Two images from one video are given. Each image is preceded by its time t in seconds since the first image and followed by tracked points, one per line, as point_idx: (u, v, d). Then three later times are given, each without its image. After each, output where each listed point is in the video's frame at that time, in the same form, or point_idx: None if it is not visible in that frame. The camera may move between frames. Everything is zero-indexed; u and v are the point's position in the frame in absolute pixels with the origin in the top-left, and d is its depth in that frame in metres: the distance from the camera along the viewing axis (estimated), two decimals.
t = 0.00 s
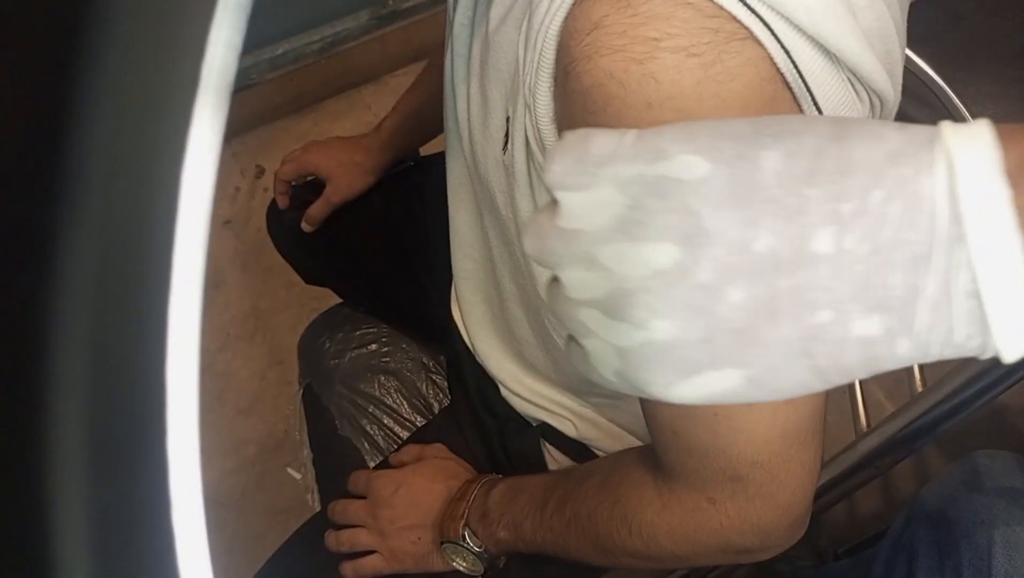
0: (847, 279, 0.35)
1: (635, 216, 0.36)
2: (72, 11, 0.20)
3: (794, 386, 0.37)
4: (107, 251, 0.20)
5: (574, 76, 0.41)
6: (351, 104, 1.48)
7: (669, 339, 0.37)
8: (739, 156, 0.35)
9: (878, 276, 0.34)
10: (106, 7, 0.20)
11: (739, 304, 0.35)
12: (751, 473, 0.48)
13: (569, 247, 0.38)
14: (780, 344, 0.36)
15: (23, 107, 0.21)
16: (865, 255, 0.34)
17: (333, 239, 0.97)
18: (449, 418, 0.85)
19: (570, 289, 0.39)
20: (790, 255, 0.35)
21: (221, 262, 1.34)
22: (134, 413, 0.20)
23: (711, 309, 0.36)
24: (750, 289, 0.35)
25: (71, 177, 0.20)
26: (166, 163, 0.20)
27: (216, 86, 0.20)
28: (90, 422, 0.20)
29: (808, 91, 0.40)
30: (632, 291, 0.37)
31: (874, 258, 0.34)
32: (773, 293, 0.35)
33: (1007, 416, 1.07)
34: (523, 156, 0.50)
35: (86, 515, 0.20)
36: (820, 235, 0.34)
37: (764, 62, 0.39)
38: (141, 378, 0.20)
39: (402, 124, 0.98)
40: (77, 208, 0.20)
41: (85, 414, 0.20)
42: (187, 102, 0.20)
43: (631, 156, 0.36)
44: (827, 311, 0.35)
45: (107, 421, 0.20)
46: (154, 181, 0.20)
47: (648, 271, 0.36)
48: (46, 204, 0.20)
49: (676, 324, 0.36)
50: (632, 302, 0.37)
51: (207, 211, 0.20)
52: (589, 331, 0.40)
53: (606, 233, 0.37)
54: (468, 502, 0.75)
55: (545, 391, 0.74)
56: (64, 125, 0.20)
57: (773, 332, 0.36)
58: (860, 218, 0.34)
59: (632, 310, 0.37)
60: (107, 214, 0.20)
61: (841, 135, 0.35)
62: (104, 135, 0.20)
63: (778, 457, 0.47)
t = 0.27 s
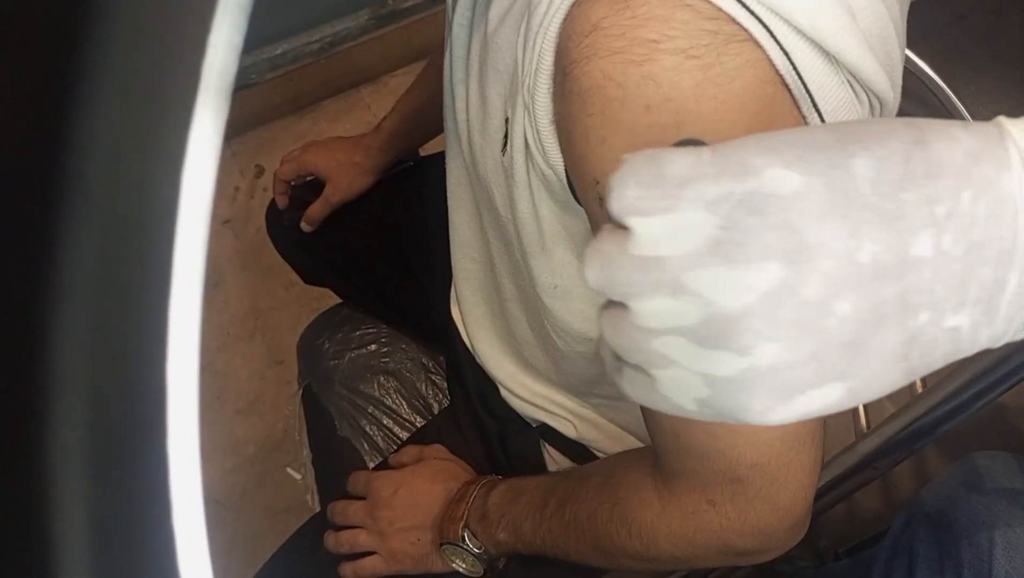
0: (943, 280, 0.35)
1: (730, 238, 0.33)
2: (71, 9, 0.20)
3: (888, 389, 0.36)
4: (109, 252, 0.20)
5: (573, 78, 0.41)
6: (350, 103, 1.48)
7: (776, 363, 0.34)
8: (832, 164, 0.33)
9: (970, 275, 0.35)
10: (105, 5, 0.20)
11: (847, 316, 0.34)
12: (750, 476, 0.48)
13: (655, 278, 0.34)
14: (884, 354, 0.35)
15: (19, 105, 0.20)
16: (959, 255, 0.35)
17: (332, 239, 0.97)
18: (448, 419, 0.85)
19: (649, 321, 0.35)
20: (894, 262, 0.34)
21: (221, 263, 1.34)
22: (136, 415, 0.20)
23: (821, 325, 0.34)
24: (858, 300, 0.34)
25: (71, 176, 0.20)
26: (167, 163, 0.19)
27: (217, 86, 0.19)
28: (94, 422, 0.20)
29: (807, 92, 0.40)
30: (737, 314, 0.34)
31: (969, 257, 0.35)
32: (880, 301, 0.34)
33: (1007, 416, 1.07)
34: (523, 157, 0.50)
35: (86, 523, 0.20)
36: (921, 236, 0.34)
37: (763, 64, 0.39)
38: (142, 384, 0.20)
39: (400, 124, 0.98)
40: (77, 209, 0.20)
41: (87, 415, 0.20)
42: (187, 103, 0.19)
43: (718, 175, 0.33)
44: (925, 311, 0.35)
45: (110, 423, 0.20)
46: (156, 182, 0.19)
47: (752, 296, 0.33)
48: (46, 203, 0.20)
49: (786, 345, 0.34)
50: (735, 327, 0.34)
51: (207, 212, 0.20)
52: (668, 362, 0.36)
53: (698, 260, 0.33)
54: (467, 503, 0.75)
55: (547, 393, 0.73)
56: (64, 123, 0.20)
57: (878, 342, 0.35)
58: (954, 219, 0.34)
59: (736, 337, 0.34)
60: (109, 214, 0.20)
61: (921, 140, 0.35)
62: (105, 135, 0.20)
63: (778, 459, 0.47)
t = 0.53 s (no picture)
0: (1009, 275, 0.35)
1: (804, 235, 0.33)
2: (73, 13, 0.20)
3: (951, 382, 0.36)
4: (109, 254, 0.20)
5: (577, 78, 0.41)
6: (352, 104, 1.48)
7: (852, 361, 0.34)
8: (901, 160, 0.34)
9: None
10: (106, 7, 0.20)
11: (920, 313, 0.34)
12: (752, 475, 0.48)
13: (725, 276, 0.34)
14: (951, 349, 0.35)
15: (23, 107, 0.20)
16: None
17: (335, 239, 0.97)
18: (450, 419, 0.85)
19: (715, 321, 0.35)
20: (964, 257, 0.34)
21: (223, 262, 1.34)
22: (136, 417, 0.20)
23: (894, 322, 0.34)
24: (930, 297, 0.34)
25: (71, 178, 0.20)
26: (167, 165, 0.20)
27: (216, 87, 0.20)
28: (92, 424, 0.20)
29: (811, 94, 0.40)
30: (815, 313, 0.34)
31: None
32: (950, 297, 0.34)
33: (1009, 417, 1.07)
34: (526, 158, 0.50)
35: (86, 524, 0.20)
36: (986, 231, 0.34)
37: (767, 65, 0.39)
38: (141, 385, 0.20)
39: (403, 125, 0.98)
40: (76, 210, 0.20)
41: (84, 415, 0.20)
42: (187, 104, 0.19)
43: (790, 172, 0.33)
44: (988, 305, 0.35)
45: (108, 424, 0.20)
46: (156, 184, 0.20)
47: (829, 294, 0.33)
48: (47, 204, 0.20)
49: (861, 343, 0.34)
50: (811, 326, 0.34)
51: (207, 214, 0.20)
52: (735, 363, 0.36)
53: (771, 258, 0.34)
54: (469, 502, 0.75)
55: (550, 393, 0.74)
56: (65, 125, 0.20)
57: (947, 339, 0.35)
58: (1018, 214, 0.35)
59: (813, 336, 0.34)
60: (108, 215, 0.20)
61: (979, 138, 0.35)
62: (106, 136, 0.20)
63: (781, 458, 0.47)
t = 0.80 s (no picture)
0: None
1: (840, 233, 0.33)
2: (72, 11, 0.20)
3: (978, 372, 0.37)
4: (108, 252, 0.20)
5: (582, 75, 0.41)
6: (355, 104, 1.48)
7: (888, 354, 0.34)
8: (925, 157, 0.34)
9: None
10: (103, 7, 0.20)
11: (951, 305, 0.34)
12: (755, 472, 0.48)
13: (761, 277, 0.34)
14: (979, 340, 0.35)
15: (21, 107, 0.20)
16: None
17: (337, 238, 0.97)
18: (451, 417, 0.85)
19: (750, 321, 0.35)
20: (992, 249, 0.34)
21: (226, 262, 1.34)
22: (137, 416, 0.20)
23: (927, 316, 0.34)
24: (960, 289, 0.34)
25: (69, 178, 0.20)
26: (166, 165, 0.20)
27: (216, 87, 0.20)
28: (91, 422, 0.20)
29: (815, 90, 0.40)
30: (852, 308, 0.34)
31: None
32: (978, 289, 0.34)
33: (1010, 417, 1.07)
34: (531, 156, 0.50)
35: (86, 522, 0.20)
36: (1010, 223, 0.34)
37: (772, 62, 0.39)
38: (142, 384, 0.20)
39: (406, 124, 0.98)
40: (75, 210, 0.20)
41: (84, 415, 0.20)
42: (186, 105, 0.19)
43: (823, 171, 0.34)
44: (1014, 296, 0.35)
45: (110, 422, 0.20)
46: (155, 185, 0.20)
47: (866, 290, 0.33)
48: (45, 204, 0.20)
49: (897, 337, 0.34)
50: (847, 322, 0.34)
51: (207, 215, 0.20)
52: (768, 362, 0.36)
53: (808, 257, 0.33)
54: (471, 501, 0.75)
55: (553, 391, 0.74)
56: (61, 125, 0.20)
57: (976, 330, 0.35)
58: None
59: (850, 330, 0.34)
60: (107, 216, 0.20)
61: (996, 133, 0.36)
62: (106, 134, 0.20)
63: (783, 455, 0.47)
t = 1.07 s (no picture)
0: None
1: (877, 223, 0.33)
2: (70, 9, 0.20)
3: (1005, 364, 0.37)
4: (106, 249, 0.20)
5: (589, 72, 0.41)
6: (355, 101, 1.47)
7: (923, 345, 0.34)
8: (959, 147, 0.34)
9: None
10: (102, 4, 0.20)
11: (984, 296, 0.34)
12: (760, 471, 0.48)
13: (796, 268, 0.33)
14: (1006, 331, 0.35)
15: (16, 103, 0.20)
16: None
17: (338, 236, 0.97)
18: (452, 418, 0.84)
19: (783, 314, 0.34)
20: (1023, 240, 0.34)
21: (226, 260, 1.34)
22: (136, 412, 0.20)
23: (962, 307, 0.34)
24: (992, 279, 0.34)
25: (68, 175, 0.20)
26: (165, 162, 0.20)
27: (215, 84, 0.20)
28: (90, 421, 0.20)
29: (823, 88, 0.40)
30: (886, 299, 0.33)
31: None
32: (1011, 280, 0.34)
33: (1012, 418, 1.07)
34: (536, 153, 0.49)
35: (83, 524, 0.19)
36: None
37: (779, 59, 0.39)
38: (141, 380, 0.20)
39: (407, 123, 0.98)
40: (74, 207, 0.20)
41: (85, 416, 0.20)
42: (186, 103, 0.20)
43: (858, 162, 0.33)
44: None
45: (110, 423, 0.20)
46: (153, 181, 0.20)
47: (903, 281, 0.33)
48: (44, 202, 0.19)
49: (931, 328, 0.34)
50: (882, 314, 0.33)
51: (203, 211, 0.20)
52: (800, 356, 0.35)
53: (843, 248, 0.33)
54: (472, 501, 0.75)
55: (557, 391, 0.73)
56: (60, 122, 0.20)
57: (1006, 321, 0.35)
58: None
59: (885, 322, 0.34)
60: (106, 214, 0.20)
61: None
62: (105, 131, 0.20)
63: (789, 455, 0.47)
